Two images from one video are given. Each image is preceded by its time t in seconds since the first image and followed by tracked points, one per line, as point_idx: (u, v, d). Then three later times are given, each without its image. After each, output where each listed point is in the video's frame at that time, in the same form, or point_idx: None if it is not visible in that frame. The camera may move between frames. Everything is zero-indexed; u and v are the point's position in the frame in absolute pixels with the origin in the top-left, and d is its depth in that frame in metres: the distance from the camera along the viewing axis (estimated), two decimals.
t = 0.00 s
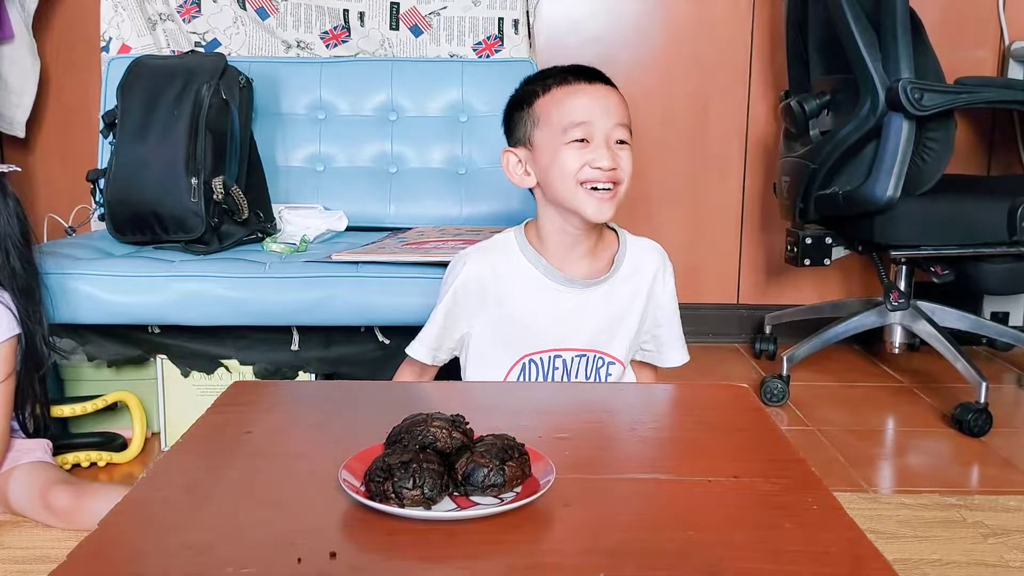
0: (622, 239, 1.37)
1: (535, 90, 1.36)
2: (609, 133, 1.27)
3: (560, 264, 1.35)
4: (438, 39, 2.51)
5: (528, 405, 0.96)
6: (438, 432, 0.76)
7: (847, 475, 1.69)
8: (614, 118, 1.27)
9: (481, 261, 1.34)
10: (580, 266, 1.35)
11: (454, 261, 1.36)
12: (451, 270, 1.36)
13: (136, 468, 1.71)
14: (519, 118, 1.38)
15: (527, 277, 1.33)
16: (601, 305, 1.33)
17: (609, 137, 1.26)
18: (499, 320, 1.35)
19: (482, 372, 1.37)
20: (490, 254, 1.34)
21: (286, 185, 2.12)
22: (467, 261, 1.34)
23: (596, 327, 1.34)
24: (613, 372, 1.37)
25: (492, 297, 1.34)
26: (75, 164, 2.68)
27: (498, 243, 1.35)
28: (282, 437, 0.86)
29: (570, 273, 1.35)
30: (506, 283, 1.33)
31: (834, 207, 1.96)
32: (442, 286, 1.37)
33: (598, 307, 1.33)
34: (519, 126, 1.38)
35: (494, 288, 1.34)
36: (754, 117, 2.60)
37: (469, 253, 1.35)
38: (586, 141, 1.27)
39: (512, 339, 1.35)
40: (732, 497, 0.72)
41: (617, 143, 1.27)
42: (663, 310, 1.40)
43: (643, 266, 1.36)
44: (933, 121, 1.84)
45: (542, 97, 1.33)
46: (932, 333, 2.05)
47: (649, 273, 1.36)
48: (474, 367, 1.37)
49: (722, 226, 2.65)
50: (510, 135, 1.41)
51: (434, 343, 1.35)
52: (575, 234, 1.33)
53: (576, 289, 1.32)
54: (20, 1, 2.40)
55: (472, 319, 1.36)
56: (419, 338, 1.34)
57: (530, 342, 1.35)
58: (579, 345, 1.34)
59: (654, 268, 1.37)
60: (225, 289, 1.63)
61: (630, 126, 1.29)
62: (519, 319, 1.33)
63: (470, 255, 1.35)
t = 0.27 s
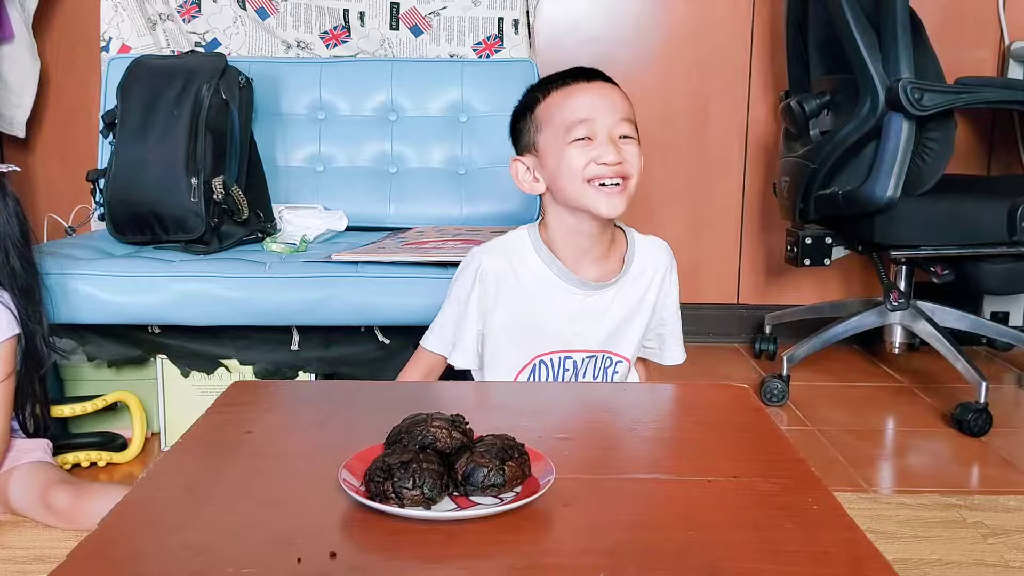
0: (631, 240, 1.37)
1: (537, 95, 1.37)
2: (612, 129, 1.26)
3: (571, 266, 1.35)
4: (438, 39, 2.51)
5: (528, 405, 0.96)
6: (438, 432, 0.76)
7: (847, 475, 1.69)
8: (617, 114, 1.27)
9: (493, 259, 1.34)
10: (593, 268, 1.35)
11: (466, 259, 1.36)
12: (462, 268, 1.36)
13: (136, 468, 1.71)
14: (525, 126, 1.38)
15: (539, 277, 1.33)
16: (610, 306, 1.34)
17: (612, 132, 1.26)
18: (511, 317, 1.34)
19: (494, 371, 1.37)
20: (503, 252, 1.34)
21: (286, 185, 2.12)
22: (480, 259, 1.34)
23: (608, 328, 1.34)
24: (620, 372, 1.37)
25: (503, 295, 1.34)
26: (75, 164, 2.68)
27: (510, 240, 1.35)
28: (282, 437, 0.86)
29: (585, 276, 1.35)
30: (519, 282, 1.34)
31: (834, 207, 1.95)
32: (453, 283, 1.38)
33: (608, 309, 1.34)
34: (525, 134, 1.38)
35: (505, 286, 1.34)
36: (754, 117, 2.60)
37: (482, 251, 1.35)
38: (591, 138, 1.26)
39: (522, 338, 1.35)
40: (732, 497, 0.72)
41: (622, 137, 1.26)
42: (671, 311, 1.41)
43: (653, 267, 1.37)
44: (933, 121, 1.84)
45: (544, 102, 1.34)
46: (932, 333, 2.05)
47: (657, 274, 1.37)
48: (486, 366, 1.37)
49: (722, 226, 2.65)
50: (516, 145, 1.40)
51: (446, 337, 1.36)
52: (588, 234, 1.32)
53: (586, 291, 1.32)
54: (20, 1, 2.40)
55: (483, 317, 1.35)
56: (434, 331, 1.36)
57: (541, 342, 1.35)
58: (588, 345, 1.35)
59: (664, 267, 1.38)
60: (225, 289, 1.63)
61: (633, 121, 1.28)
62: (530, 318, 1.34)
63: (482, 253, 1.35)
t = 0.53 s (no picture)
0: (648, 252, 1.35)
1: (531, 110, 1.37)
2: (589, 145, 1.26)
3: (582, 280, 1.35)
4: (438, 39, 2.51)
5: (528, 405, 0.96)
6: (438, 432, 0.76)
7: (847, 475, 1.69)
8: (594, 127, 1.26)
9: (502, 274, 1.35)
10: (606, 282, 1.35)
11: (476, 272, 1.37)
12: (472, 280, 1.37)
13: (136, 468, 1.71)
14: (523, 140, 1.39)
15: (548, 292, 1.34)
16: (623, 322, 1.33)
17: (589, 147, 1.26)
18: (521, 331, 1.35)
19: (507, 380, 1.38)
20: (512, 267, 1.35)
21: (286, 185, 2.12)
22: (489, 274, 1.35)
23: (622, 343, 1.33)
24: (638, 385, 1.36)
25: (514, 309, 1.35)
26: (75, 164, 2.68)
27: (521, 254, 1.35)
28: (282, 437, 0.86)
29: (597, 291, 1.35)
30: (528, 297, 1.34)
31: (834, 207, 1.95)
32: (465, 295, 1.39)
33: (621, 324, 1.33)
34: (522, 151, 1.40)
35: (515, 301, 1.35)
36: (754, 117, 2.60)
37: (491, 265, 1.36)
38: (568, 155, 1.26)
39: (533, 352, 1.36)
40: (732, 497, 0.72)
41: (601, 152, 1.26)
42: (696, 325, 1.38)
43: (671, 280, 1.35)
44: (933, 121, 1.84)
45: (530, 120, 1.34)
46: (932, 333, 2.05)
47: (676, 288, 1.35)
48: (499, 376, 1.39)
49: (722, 226, 2.66)
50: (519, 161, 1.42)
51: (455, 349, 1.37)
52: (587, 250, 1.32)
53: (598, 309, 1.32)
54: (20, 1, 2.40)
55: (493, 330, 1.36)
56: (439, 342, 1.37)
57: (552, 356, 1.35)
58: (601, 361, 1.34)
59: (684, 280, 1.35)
60: (225, 289, 1.63)
61: (613, 131, 1.27)
62: (541, 333, 1.34)
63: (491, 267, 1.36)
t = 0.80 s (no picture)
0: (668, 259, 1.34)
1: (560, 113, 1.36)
2: (621, 156, 1.27)
3: (603, 285, 1.35)
4: (438, 38, 2.50)
5: (528, 405, 0.96)
6: (438, 432, 0.76)
7: (847, 475, 1.69)
8: (626, 138, 1.27)
9: (519, 279, 1.35)
10: (627, 288, 1.35)
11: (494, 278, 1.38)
12: (491, 286, 1.38)
13: (136, 468, 1.71)
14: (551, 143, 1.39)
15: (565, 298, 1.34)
16: (639, 328, 1.32)
17: (621, 159, 1.27)
18: (537, 337, 1.36)
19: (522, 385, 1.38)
20: (530, 272, 1.36)
21: (286, 185, 2.12)
22: (506, 279, 1.36)
23: (637, 350, 1.33)
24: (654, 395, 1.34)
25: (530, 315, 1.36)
26: (75, 163, 2.67)
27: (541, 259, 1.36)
28: (282, 437, 0.86)
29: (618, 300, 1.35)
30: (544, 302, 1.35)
31: (834, 207, 1.95)
32: (483, 301, 1.40)
33: (637, 331, 1.32)
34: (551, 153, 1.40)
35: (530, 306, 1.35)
36: (754, 117, 2.60)
37: (509, 270, 1.37)
38: (599, 167, 1.27)
39: (548, 358, 1.36)
40: (732, 497, 0.72)
41: (633, 164, 1.27)
42: (720, 334, 1.35)
43: (691, 288, 1.34)
44: (933, 122, 1.84)
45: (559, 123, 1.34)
46: (932, 333, 2.05)
47: (695, 295, 1.34)
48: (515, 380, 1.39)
49: (721, 226, 2.66)
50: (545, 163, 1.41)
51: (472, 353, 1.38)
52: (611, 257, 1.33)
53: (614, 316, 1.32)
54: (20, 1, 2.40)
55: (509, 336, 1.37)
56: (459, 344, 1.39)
57: (567, 363, 1.35)
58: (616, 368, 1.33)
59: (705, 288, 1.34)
60: (225, 289, 1.63)
61: (647, 142, 1.27)
62: (556, 338, 1.34)
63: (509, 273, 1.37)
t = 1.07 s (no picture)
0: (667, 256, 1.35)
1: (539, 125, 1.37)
2: (599, 166, 1.27)
3: (605, 286, 1.36)
4: (438, 39, 2.50)
5: (528, 405, 0.96)
6: (437, 432, 0.76)
7: (847, 475, 1.69)
8: (601, 147, 1.27)
9: (523, 278, 1.35)
10: (628, 288, 1.35)
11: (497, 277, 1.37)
12: (493, 286, 1.37)
13: (136, 468, 1.71)
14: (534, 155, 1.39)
15: (569, 296, 1.34)
16: (644, 325, 1.33)
17: (599, 168, 1.27)
18: (541, 335, 1.35)
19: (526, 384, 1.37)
20: (534, 270, 1.35)
21: (286, 185, 2.12)
22: (510, 277, 1.35)
23: (641, 346, 1.33)
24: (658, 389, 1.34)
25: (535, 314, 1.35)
26: (75, 163, 2.68)
27: (544, 259, 1.36)
28: (282, 437, 0.86)
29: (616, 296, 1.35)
30: (549, 301, 1.35)
31: (833, 207, 1.96)
32: (485, 300, 1.39)
33: (641, 326, 1.33)
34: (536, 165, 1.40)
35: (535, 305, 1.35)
36: (754, 117, 2.60)
37: (512, 269, 1.36)
38: (579, 180, 1.27)
39: (552, 357, 1.35)
40: (731, 496, 0.73)
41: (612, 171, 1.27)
42: (721, 329, 1.36)
43: (691, 282, 1.35)
44: (933, 122, 1.84)
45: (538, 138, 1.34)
46: (931, 333, 2.05)
47: (696, 290, 1.35)
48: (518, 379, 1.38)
49: (721, 226, 2.66)
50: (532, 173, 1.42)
51: (474, 352, 1.36)
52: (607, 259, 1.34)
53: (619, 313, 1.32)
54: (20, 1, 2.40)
55: (512, 336, 1.36)
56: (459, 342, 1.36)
57: (572, 361, 1.35)
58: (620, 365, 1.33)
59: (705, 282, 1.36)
60: (225, 289, 1.63)
61: (622, 148, 1.27)
62: (561, 336, 1.34)
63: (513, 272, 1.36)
